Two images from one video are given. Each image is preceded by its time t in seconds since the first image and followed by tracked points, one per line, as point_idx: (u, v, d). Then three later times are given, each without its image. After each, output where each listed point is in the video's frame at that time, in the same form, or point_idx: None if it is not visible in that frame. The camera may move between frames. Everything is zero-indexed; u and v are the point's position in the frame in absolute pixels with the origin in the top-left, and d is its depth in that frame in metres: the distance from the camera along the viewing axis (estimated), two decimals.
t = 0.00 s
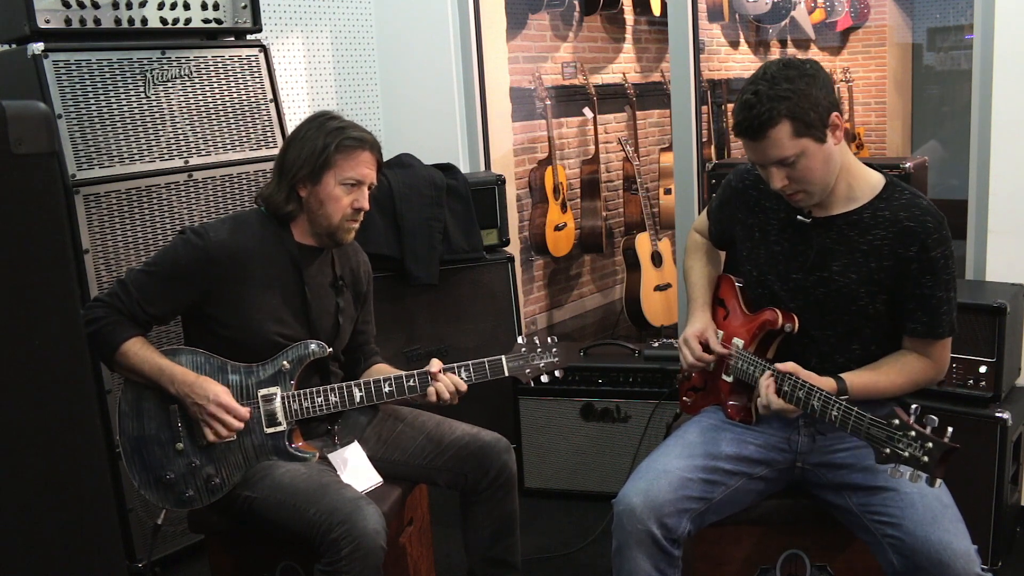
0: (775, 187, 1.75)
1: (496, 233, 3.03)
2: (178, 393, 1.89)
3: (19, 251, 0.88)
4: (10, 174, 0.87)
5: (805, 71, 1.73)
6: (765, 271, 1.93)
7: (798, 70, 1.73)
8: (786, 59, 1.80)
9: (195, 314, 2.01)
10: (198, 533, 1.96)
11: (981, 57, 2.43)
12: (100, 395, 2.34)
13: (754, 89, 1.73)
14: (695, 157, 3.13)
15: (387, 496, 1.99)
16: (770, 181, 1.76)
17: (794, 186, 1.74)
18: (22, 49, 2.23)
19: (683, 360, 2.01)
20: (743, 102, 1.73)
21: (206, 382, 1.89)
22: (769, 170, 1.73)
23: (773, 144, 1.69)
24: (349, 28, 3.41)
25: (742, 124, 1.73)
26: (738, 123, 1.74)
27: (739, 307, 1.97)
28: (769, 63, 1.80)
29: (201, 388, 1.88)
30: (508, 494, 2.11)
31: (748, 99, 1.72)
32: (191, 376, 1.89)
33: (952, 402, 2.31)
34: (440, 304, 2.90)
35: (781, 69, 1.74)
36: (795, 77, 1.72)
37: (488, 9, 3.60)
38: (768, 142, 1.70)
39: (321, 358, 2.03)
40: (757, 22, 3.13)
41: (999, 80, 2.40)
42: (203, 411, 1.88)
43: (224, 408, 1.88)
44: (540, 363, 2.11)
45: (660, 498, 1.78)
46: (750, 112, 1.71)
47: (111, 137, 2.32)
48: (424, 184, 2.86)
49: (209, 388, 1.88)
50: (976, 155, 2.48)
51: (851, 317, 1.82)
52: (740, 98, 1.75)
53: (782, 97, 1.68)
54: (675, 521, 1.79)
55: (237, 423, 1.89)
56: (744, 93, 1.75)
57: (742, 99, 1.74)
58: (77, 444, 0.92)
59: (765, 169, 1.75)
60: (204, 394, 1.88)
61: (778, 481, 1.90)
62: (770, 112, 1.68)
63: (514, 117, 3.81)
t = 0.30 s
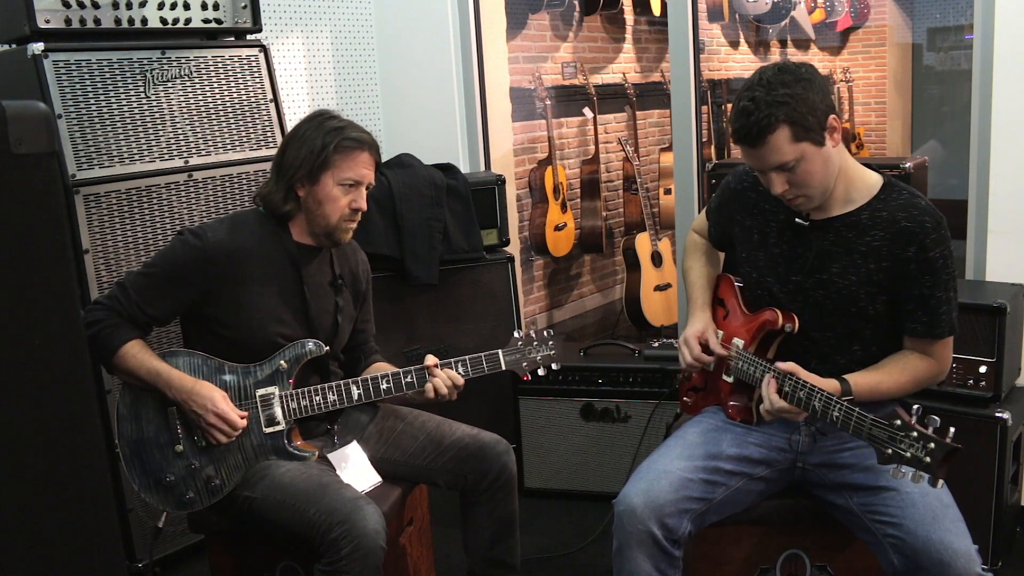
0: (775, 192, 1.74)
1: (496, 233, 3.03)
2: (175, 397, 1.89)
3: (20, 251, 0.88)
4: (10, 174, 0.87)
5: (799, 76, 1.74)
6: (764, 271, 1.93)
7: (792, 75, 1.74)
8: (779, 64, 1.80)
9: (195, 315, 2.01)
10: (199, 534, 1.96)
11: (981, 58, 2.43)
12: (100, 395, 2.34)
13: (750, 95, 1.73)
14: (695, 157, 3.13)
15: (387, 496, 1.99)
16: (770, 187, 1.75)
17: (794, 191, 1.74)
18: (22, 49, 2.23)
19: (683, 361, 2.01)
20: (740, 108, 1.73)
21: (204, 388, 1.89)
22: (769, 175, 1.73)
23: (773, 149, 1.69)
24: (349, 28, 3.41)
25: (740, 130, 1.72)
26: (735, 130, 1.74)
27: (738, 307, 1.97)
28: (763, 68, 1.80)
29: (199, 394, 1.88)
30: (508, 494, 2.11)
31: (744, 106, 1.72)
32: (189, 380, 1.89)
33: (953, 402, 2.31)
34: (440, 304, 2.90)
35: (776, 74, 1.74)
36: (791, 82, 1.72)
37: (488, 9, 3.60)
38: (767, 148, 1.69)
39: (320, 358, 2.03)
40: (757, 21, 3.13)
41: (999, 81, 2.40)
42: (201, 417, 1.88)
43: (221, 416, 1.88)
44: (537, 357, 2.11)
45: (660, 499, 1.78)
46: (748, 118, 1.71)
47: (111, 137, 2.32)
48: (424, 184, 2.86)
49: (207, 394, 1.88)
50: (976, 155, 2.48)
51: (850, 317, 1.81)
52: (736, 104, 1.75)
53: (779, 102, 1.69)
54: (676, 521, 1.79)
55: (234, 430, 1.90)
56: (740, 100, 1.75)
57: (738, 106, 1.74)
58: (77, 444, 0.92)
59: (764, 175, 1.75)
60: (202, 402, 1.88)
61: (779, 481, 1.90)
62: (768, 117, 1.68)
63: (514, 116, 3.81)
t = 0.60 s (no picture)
0: (778, 190, 1.74)
1: (496, 233, 3.03)
2: (179, 394, 1.89)
3: (19, 251, 0.88)
4: (11, 175, 0.88)
5: (801, 73, 1.74)
6: (764, 271, 1.93)
7: (794, 72, 1.74)
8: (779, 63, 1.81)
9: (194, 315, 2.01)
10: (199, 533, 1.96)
11: (981, 58, 2.43)
12: (100, 395, 2.34)
13: (752, 92, 1.73)
14: (696, 157, 3.13)
15: (387, 496, 1.99)
16: (773, 185, 1.74)
17: (798, 188, 1.73)
18: (22, 49, 2.23)
19: (681, 361, 2.00)
20: (743, 105, 1.73)
21: (206, 382, 1.89)
22: (772, 173, 1.72)
23: (776, 146, 1.69)
24: (349, 28, 3.41)
25: (742, 128, 1.72)
26: (738, 128, 1.73)
27: (736, 307, 1.96)
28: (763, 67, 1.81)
29: (201, 388, 1.88)
30: (509, 494, 2.11)
31: (748, 102, 1.72)
32: (190, 376, 1.89)
33: (952, 402, 2.31)
34: (440, 304, 2.90)
35: (777, 71, 1.74)
36: (793, 79, 1.72)
37: (488, 8, 3.60)
38: (771, 144, 1.69)
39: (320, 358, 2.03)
40: (757, 22, 3.13)
41: (999, 81, 2.40)
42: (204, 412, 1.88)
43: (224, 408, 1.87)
44: (541, 362, 2.11)
45: (659, 498, 1.78)
46: (751, 115, 1.70)
47: (111, 137, 2.32)
48: (424, 184, 2.86)
49: (210, 387, 1.88)
50: (976, 155, 2.48)
51: (849, 317, 1.81)
52: (739, 102, 1.74)
53: (782, 97, 1.69)
54: (675, 521, 1.79)
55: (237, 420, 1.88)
56: (743, 97, 1.74)
57: (740, 104, 1.74)
58: (77, 444, 0.92)
59: (767, 173, 1.75)
60: (204, 396, 1.87)
61: (778, 481, 1.90)
62: (772, 113, 1.68)
63: (514, 116, 3.81)
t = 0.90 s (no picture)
0: (784, 185, 1.73)
1: (496, 233, 3.03)
2: (178, 396, 1.89)
3: (19, 251, 0.88)
4: (12, 175, 0.88)
5: (805, 67, 1.75)
6: (763, 270, 1.93)
7: (799, 66, 1.74)
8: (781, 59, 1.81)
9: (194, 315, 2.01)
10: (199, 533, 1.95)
11: (981, 58, 2.43)
12: (100, 395, 2.34)
13: (759, 85, 1.72)
14: (696, 157, 3.13)
15: (386, 496, 1.99)
16: (778, 180, 1.73)
17: (803, 183, 1.72)
18: (22, 49, 2.23)
19: (681, 360, 2.01)
20: (750, 98, 1.72)
21: (206, 384, 1.89)
22: (779, 166, 1.71)
23: (785, 138, 1.68)
24: (349, 28, 3.41)
25: (751, 120, 1.70)
26: (745, 122, 1.72)
27: (735, 307, 1.96)
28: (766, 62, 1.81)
29: (201, 390, 1.88)
30: (509, 495, 2.11)
31: (755, 95, 1.71)
32: (190, 379, 1.89)
33: (952, 402, 2.31)
34: (440, 304, 2.90)
35: (782, 66, 1.75)
36: (798, 73, 1.73)
37: (489, 8, 3.60)
38: (780, 137, 1.68)
39: (319, 358, 2.03)
40: (757, 22, 3.13)
41: (998, 81, 2.40)
42: (206, 413, 1.88)
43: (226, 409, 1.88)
44: (538, 358, 2.11)
45: (659, 498, 1.78)
46: (760, 107, 1.69)
47: (111, 137, 2.32)
48: (424, 184, 2.86)
49: (210, 389, 1.88)
50: (976, 155, 2.48)
51: (848, 317, 1.81)
52: (745, 96, 1.74)
53: (790, 90, 1.68)
54: (675, 521, 1.79)
55: (238, 423, 1.89)
56: (749, 90, 1.74)
57: (746, 98, 1.73)
58: (77, 444, 0.92)
59: (772, 168, 1.73)
60: (205, 398, 1.88)
61: (778, 481, 1.90)
62: (781, 105, 1.67)
63: (514, 116, 3.81)
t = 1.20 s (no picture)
0: (783, 180, 1.72)
1: (496, 233, 3.03)
2: (177, 399, 1.89)
3: (18, 251, 0.88)
4: (11, 173, 0.88)
5: (805, 63, 1.75)
6: (762, 270, 1.93)
7: (799, 62, 1.75)
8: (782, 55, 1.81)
9: (193, 316, 2.01)
10: (199, 534, 1.95)
11: (981, 58, 2.43)
12: (99, 395, 2.34)
13: (759, 80, 1.72)
14: (696, 158, 3.13)
15: (386, 496, 1.99)
16: (777, 175, 1.73)
17: (801, 179, 1.72)
18: (22, 49, 2.23)
19: (679, 358, 2.02)
20: (751, 93, 1.72)
21: (206, 388, 1.89)
22: (778, 161, 1.71)
23: (785, 133, 1.68)
24: (349, 27, 3.41)
25: (751, 114, 1.70)
26: (745, 116, 1.72)
27: (733, 307, 1.96)
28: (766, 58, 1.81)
29: (201, 394, 1.88)
30: (509, 494, 2.10)
31: (756, 89, 1.71)
32: (190, 382, 1.89)
33: (953, 402, 2.31)
34: (440, 304, 2.90)
35: (782, 61, 1.75)
36: (798, 68, 1.73)
37: (489, 9, 3.60)
38: (780, 131, 1.68)
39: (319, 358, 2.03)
40: (757, 22, 3.13)
41: (999, 81, 2.40)
42: (205, 417, 1.89)
43: (226, 415, 1.88)
44: (538, 359, 2.11)
45: (659, 498, 1.78)
46: (761, 101, 1.69)
47: (111, 137, 2.32)
48: (424, 184, 2.86)
49: (210, 393, 1.88)
50: (975, 154, 2.47)
51: (847, 316, 1.81)
52: (745, 90, 1.73)
53: (791, 85, 1.68)
54: (674, 520, 1.79)
55: (237, 428, 1.90)
56: (749, 85, 1.74)
57: (746, 93, 1.73)
58: (78, 446, 0.92)
59: (771, 164, 1.73)
60: (204, 402, 1.88)
61: (778, 481, 1.90)
62: (783, 99, 1.67)
63: (514, 116, 3.81)
